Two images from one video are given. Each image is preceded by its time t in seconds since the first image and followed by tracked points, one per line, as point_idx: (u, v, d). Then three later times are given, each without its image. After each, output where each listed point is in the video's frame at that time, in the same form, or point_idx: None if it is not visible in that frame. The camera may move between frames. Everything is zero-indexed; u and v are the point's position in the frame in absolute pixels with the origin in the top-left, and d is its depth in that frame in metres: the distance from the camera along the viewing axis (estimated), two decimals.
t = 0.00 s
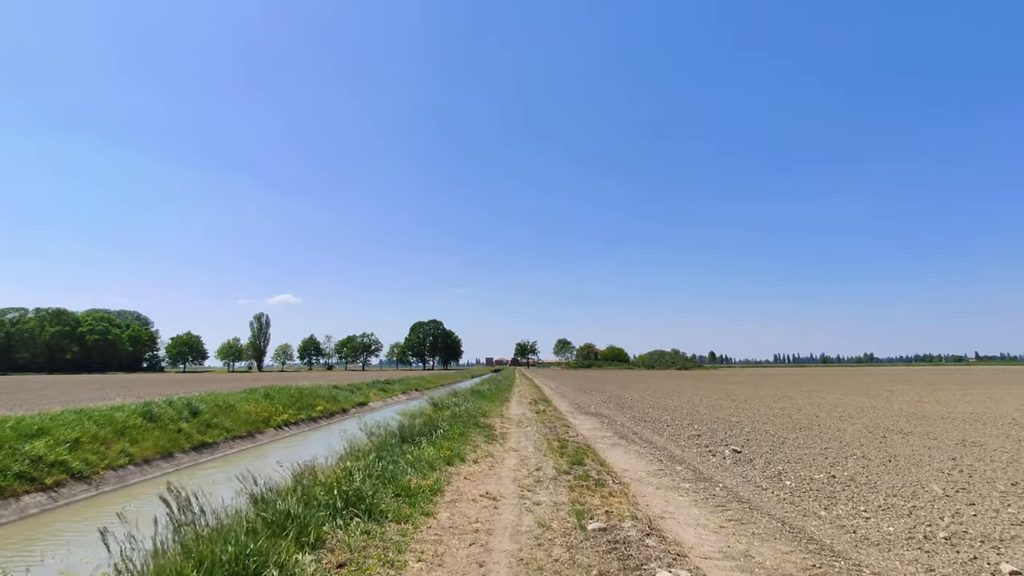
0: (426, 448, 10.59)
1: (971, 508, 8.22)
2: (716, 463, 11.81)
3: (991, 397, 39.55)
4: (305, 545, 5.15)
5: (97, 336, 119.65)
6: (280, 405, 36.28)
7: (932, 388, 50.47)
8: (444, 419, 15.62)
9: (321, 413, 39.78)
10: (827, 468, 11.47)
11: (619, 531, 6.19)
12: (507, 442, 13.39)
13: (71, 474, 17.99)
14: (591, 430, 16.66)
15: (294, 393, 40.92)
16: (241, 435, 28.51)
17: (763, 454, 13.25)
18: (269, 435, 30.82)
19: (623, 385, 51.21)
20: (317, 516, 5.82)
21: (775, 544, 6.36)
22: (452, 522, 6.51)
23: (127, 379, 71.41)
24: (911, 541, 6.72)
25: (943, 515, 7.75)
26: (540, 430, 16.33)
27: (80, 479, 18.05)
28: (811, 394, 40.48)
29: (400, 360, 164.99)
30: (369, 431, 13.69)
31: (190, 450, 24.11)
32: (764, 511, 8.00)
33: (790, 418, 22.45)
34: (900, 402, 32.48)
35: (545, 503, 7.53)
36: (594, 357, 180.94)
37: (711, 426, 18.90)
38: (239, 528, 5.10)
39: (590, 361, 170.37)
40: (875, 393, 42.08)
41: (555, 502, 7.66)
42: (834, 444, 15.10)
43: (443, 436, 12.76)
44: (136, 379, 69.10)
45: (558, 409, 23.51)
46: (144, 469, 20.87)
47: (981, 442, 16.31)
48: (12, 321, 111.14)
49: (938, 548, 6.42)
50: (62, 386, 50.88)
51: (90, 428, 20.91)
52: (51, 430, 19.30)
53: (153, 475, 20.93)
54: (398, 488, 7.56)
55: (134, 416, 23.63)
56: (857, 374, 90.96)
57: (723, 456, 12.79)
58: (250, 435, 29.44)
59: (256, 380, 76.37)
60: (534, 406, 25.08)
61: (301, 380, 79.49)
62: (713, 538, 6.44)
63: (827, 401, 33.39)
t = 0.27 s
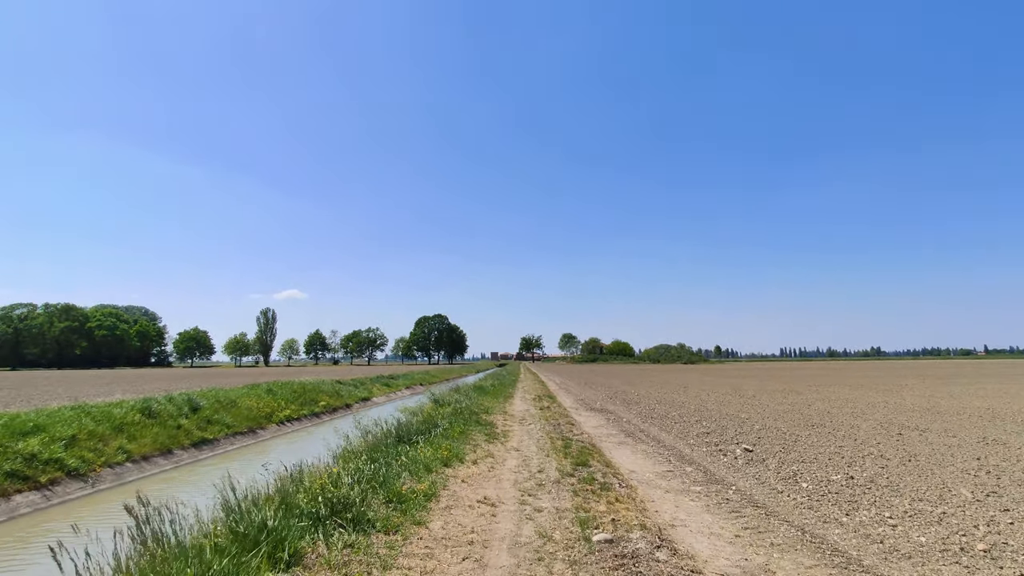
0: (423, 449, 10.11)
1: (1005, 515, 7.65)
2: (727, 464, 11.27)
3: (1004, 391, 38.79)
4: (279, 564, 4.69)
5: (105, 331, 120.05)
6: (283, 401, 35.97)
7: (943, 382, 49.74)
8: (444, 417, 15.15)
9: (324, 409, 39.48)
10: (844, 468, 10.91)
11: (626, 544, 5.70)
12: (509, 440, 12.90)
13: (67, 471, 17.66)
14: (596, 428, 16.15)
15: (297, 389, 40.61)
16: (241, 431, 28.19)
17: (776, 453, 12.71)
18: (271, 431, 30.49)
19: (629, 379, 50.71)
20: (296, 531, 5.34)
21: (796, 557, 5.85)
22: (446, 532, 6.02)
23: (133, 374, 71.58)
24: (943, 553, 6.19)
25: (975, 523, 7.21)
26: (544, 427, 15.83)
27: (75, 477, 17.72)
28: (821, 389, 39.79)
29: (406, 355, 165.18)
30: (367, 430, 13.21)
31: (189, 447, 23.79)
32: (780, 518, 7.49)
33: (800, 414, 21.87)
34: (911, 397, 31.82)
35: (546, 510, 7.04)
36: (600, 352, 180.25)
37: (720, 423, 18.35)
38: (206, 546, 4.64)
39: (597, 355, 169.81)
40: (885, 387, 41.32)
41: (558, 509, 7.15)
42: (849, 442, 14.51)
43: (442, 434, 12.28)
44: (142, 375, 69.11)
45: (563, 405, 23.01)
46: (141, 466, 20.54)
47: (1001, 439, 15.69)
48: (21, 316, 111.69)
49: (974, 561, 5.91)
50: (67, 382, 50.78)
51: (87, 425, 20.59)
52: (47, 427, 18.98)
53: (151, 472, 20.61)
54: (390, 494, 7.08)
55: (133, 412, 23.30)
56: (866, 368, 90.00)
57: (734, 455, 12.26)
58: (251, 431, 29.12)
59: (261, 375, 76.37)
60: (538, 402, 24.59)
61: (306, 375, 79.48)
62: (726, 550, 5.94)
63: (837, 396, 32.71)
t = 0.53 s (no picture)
0: (426, 451, 9.54)
1: None
2: (749, 467, 10.57)
3: None
4: None
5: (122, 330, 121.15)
6: (292, 399, 35.67)
7: (968, 381, 48.29)
8: (451, 416, 14.63)
9: (333, 407, 39.15)
10: (877, 473, 10.18)
11: (645, 561, 5.07)
12: (518, 441, 12.29)
13: (69, 470, 17.35)
14: (609, 428, 15.50)
15: (307, 387, 40.33)
16: (249, 430, 27.87)
17: (801, 456, 11.98)
18: (279, 430, 30.16)
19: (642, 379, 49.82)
20: (274, 545, 4.77)
21: None
22: (443, 545, 5.42)
23: (147, 373, 71.94)
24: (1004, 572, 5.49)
25: None
26: (554, 427, 15.19)
27: (77, 476, 17.40)
28: (840, 389, 38.70)
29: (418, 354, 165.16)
30: (370, 429, 12.71)
31: (195, 446, 23.48)
32: (814, 530, 6.80)
33: (822, 414, 21.02)
34: (937, 397, 30.71)
35: (556, 520, 6.43)
36: (613, 351, 178.97)
37: (739, 423, 17.60)
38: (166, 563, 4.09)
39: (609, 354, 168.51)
40: (908, 388, 40.12)
41: (568, 519, 6.52)
42: (877, 444, 13.72)
43: (447, 435, 11.73)
44: (156, 373, 69.43)
45: (574, 404, 22.38)
46: (146, 466, 20.22)
47: None
48: (40, 316, 113.07)
49: None
50: (81, 381, 50.99)
51: (92, 423, 20.31)
52: (50, 426, 18.70)
53: (155, 472, 20.28)
54: (385, 501, 6.51)
55: (139, 411, 23.03)
56: (886, 368, 88.24)
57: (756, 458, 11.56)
58: (259, 429, 28.80)
59: (274, 374, 76.46)
60: (549, 401, 23.95)
61: (318, 374, 79.48)
62: (757, 568, 5.28)
63: (859, 396, 31.68)
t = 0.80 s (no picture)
0: (435, 462, 8.98)
1: None
2: (782, 480, 9.85)
3: None
4: None
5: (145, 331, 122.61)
6: (307, 401, 35.46)
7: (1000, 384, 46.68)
8: (464, 422, 14.09)
9: (348, 409, 38.92)
10: (922, 488, 9.40)
11: None
12: (534, 450, 11.70)
13: (79, 474, 17.15)
14: (629, 434, 14.83)
15: (322, 389, 40.15)
16: (263, 433, 27.67)
17: (836, 467, 11.21)
18: (293, 432, 29.94)
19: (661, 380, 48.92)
20: None
21: None
22: None
23: (167, 374, 72.59)
24: None
25: None
26: (572, 434, 14.56)
27: (88, 480, 17.19)
28: (868, 392, 37.41)
29: (434, 355, 165.38)
30: (379, 435, 12.20)
31: (208, 449, 23.27)
32: (863, 557, 6.11)
33: (852, 420, 20.11)
34: (971, 401, 29.49)
35: (575, 545, 5.81)
36: (631, 352, 177.10)
37: (765, 430, 16.79)
38: None
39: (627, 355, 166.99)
40: (939, 390, 38.73)
41: (588, 543, 5.92)
42: (917, 454, 12.89)
43: (459, 443, 11.17)
44: (175, 374, 70.04)
45: (592, 409, 21.73)
46: (157, 469, 20.00)
47: None
48: (65, 317, 115.06)
49: None
50: (101, 381, 51.46)
51: (104, 426, 20.17)
52: (61, 429, 18.55)
53: (167, 475, 20.07)
54: (389, 522, 5.96)
55: (152, 414, 22.88)
56: (913, 370, 85.88)
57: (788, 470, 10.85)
58: (273, 432, 28.58)
59: (290, 375, 76.73)
60: (566, 405, 23.31)
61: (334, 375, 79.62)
62: None
63: (889, 399, 30.49)
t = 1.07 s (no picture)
0: (436, 467, 8.40)
1: None
2: (808, 487, 9.19)
3: None
4: None
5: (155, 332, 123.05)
6: (311, 402, 35.05)
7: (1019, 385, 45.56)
8: (469, 423, 13.53)
9: (354, 410, 38.49)
10: (961, 496, 8.72)
11: None
12: (542, 454, 11.08)
13: (74, 477, 16.72)
14: (641, 437, 14.21)
15: (327, 390, 39.75)
16: (266, 434, 27.23)
17: (864, 473, 10.52)
18: (297, 434, 29.50)
19: (671, 381, 48.14)
20: None
21: None
22: None
23: (175, 374, 72.61)
24: None
25: None
26: (581, 436, 13.93)
27: (83, 483, 16.77)
28: (883, 393, 36.57)
29: (441, 356, 165.04)
30: (380, 437, 11.67)
31: (208, 451, 22.84)
32: None
33: (872, 422, 19.37)
34: (993, 402, 28.60)
35: (589, 564, 5.20)
36: (639, 352, 176.09)
37: (783, 432, 16.10)
38: None
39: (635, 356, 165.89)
40: (956, 391, 37.79)
41: (603, 561, 5.31)
42: (947, 459, 12.17)
43: (462, 447, 10.60)
44: (183, 375, 70.00)
45: (601, 410, 21.10)
46: (156, 472, 19.57)
47: None
48: (75, 319, 115.72)
49: None
50: (108, 382, 51.37)
51: (102, 427, 19.76)
52: (58, 430, 18.15)
53: (166, 478, 19.63)
54: (381, 535, 5.37)
55: (152, 415, 22.48)
56: (927, 370, 84.58)
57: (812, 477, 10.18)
58: (276, 433, 28.15)
59: (297, 376, 76.53)
60: (574, 406, 22.71)
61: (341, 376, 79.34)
62: None
63: (906, 401, 29.67)
